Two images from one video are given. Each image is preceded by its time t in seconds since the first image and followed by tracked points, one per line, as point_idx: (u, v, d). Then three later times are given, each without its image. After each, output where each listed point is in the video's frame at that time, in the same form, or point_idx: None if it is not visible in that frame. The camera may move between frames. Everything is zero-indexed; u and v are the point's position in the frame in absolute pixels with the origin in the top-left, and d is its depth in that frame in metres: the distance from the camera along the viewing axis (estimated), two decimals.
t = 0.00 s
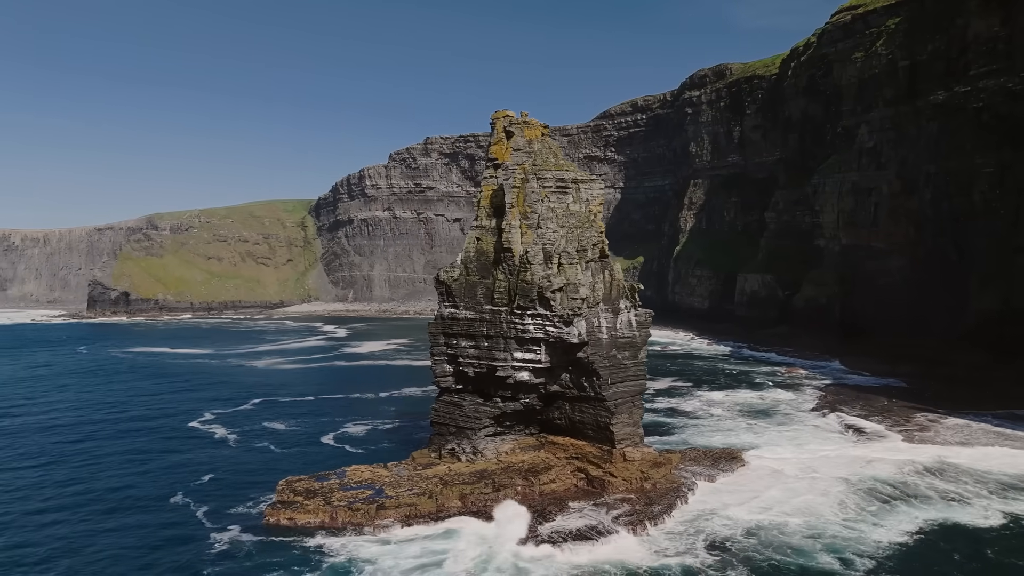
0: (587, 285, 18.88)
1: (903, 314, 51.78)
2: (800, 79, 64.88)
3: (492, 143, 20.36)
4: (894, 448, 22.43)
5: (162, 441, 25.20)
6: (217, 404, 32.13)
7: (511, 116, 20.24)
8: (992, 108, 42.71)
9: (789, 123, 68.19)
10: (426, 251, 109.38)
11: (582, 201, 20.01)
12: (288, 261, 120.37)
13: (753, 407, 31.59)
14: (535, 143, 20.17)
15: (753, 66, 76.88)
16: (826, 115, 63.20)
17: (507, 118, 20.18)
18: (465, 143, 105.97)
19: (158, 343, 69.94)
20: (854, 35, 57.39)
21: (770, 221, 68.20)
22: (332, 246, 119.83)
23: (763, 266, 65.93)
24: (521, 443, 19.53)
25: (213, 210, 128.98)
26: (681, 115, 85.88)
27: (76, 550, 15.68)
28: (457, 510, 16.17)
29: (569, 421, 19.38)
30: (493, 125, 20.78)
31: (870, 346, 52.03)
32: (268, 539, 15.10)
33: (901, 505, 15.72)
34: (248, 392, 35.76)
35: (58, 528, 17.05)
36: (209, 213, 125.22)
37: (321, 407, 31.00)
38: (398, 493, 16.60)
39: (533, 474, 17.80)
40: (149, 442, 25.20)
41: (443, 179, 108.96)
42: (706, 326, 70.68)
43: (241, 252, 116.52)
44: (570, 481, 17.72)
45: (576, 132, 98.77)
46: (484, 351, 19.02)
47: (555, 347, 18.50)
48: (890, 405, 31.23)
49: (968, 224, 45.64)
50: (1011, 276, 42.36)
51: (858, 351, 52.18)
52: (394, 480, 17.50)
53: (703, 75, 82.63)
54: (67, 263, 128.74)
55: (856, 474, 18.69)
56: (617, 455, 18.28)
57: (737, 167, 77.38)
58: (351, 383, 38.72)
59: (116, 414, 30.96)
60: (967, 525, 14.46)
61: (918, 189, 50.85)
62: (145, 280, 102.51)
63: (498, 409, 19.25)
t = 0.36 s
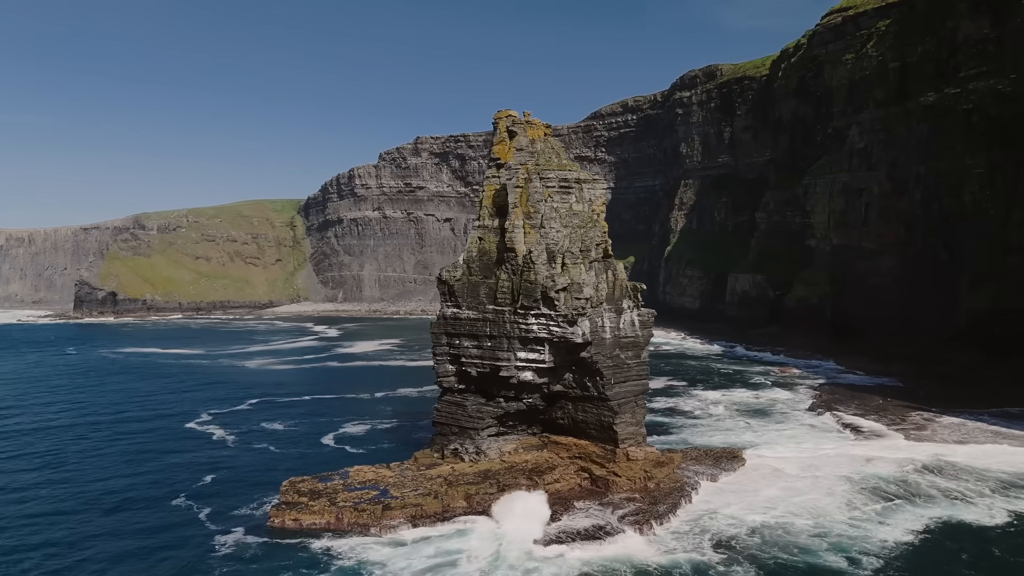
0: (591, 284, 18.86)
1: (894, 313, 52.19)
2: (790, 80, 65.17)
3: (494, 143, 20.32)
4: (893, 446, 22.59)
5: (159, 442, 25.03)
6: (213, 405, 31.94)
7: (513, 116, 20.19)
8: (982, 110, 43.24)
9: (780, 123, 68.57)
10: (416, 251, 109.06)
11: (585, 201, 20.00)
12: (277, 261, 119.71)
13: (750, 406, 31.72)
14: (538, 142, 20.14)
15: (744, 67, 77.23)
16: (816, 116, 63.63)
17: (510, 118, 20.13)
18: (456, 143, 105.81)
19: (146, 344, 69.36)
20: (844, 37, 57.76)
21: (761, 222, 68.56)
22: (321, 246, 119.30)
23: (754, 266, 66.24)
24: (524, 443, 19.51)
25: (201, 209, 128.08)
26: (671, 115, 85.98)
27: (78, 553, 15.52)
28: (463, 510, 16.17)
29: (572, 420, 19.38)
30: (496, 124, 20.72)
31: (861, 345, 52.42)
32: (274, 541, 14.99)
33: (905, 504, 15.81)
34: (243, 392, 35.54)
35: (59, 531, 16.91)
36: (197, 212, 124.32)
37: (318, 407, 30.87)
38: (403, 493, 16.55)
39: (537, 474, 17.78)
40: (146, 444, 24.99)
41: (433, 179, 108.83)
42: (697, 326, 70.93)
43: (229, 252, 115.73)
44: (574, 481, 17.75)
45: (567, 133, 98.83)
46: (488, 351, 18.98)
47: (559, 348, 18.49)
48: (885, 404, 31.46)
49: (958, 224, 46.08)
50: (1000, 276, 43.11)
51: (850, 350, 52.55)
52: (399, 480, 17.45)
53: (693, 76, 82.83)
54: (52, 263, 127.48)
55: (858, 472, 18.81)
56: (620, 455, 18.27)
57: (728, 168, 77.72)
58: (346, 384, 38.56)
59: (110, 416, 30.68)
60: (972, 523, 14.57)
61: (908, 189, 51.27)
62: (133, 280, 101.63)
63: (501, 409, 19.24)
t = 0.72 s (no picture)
0: (595, 284, 18.85)
1: (884, 313, 52.60)
2: (780, 81, 65.41)
3: (497, 143, 20.26)
4: (892, 445, 22.78)
5: (157, 444, 24.88)
6: (208, 405, 31.78)
7: (516, 116, 20.12)
8: (972, 111, 43.65)
9: (770, 124, 68.96)
10: (407, 251, 108.78)
11: (588, 201, 19.94)
12: (266, 261, 119.02)
13: (746, 405, 31.89)
14: (541, 142, 20.09)
15: (734, 68, 77.59)
16: (807, 117, 63.98)
17: (513, 117, 20.05)
18: (446, 143, 105.68)
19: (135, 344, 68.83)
20: (834, 38, 58.14)
21: (752, 222, 68.92)
22: (310, 246, 118.84)
23: (745, 266, 66.57)
24: (527, 443, 19.50)
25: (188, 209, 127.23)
26: (661, 116, 85.84)
27: (83, 556, 15.41)
28: (469, 510, 16.12)
29: (575, 420, 19.37)
30: (498, 124, 20.63)
31: (853, 345, 52.79)
32: (281, 544, 14.89)
33: (909, 502, 15.92)
34: (238, 393, 35.36)
35: (61, 534, 16.79)
36: (185, 212, 123.50)
37: (315, 407, 30.78)
38: (409, 493, 16.50)
39: (541, 474, 17.77)
40: (144, 445, 24.82)
41: (423, 179, 108.76)
42: (688, 326, 71.19)
43: (217, 251, 114.98)
44: (578, 481, 17.76)
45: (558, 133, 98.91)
46: (491, 351, 18.95)
47: (563, 347, 18.48)
48: (880, 403, 31.73)
49: (948, 225, 46.52)
50: (990, 276, 43.58)
51: (841, 350, 52.93)
52: (403, 480, 17.39)
53: (683, 77, 82.96)
54: (38, 262, 126.30)
55: (859, 471, 18.94)
56: (624, 455, 18.29)
57: (718, 168, 78.08)
58: (342, 384, 38.43)
59: (105, 417, 30.46)
60: (977, 522, 14.69)
61: (898, 190, 51.68)
62: (120, 280, 100.81)
63: (504, 409, 19.20)
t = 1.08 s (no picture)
0: (599, 284, 18.83)
1: (875, 313, 53.00)
2: (771, 82, 65.69)
3: (500, 142, 20.26)
4: (891, 444, 22.95)
5: (155, 445, 24.69)
6: (205, 405, 31.58)
7: (520, 115, 20.08)
8: (962, 112, 44.06)
9: (760, 125, 69.36)
10: (397, 251, 108.50)
11: (592, 201, 19.90)
12: (254, 260, 118.30)
13: (743, 404, 32.05)
14: (544, 142, 20.08)
15: (725, 69, 77.94)
16: (797, 117, 64.35)
17: (516, 117, 20.02)
18: (436, 143, 105.64)
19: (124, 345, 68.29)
20: (826, 40, 58.51)
21: (743, 222, 69.31)
22: (300, 245, 118.35)
23: (736, 266, 66.94)
24: (530, 443, 19.50)
25: (176, 208, 126.31)
26: (652, 116, 86.24)
27: (88, 560, 15.29)
28: (476, 510, 16.11)
29: (578, 420, 19.37)
30: (502, 124, 20.60)
31: (844, 344, 53.14)
32: (288, 546, 14.80)
33: (912, 501, 16.04)
34: (233, 393, 35.12)
35: (63, 537, 16.63)
36: (173, 211, 122.57)
37: (313, 407, 30.65)
38: (415, 494, 16.45)
39: (546, 473, 17.77)
40: (143, 446, 24.65)
41: (413, 179, 108.63)
42: (680, 326, 71.44)
43: (205, 251, 114.22)
44: (583, 480, 17.78)
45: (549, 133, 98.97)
46: (495, 350, 18.93)
47: (567, 347, 18.49)
48: (875, 402, 31.97)
49: (938, 225, 46.94)
50: (980, 277, 43.96)
51: (833, 350, 53.27)
52: (408, 481, 17.33)
53: (674, 77, 83.11)
54: (23, 263, 125.07)
55: (861, 469, 19.07)
56: (628, 454, 18.32)
57: (709, 169, 78.42)
58: (337, 384, 38.26)
59: (100, 418, 30.18)
60: (982, 521, 14.82)
61: (889, 190, 52.06)
62: (107, 280, 99.98)
63: (508, 409, 19.19)
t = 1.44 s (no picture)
0: (604, 284, 18.84)
1: (867, 312, 53.35)
2: (763, 83, 65.97)
3: (503, 142, 20.25)
4: (890, 442, 23.09)
5: (154, 446, 24.57)
6: (202, 406, 31.41)
7: (523, 115, 20.07)
8: (954, 113, 44.40)
9: (752, 125, 69.65)
10: (388, 250, 108.21)
11: (596, 201, 19.88)
12: (244, 260, 117.64)
13: (741, 403, 32.15)
14: (548, 142, 20.09)
15: (717, 69, 78.15)
16: (789, 118, 64.67)
17: (519, 117, 20.00)
18: (427, 142, 105.55)
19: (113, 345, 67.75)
20: (817, 41, 58.79)
21: (734, 222, 69.65)
22: (290, 245, 117.84)
23: (728, 266, 67.25)
24: (534, 443, 19.50)
25: (164, 207, 125.42)
26: (644, 117, 86.29)
27: (93, 564, 15.17)
28: (482, 510, 16.09)
29: (582, 419, 19.39)
30: (504, 124, 20.57)
31: (837, 344, 53.45)
32: (294, 547, 14.72)
33: (916, 500, 16.12)
34: (228, 394, 34.88)
35: (66, 541, 16.53)
36: (161, 210, 121.67)
37: (311, 407, 30.53)
38: (421, 494, 16.41)
39: (551, 473, 17.79)
40: (141, 448, 24.48)
41: (404, 178, 108.43)
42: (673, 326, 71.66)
43: (195, 251, 113.50)
44: (587, 480, 17.80)
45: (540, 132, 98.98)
46: (499, 350, 18.92)
47: (571, 347, 18.51)
48: (871, 401, 32.16)
49: (930, 225, 47.30)
50: (972, 276, 44.32)
51: (826, 349, 53.57)
52: (413, 481, 17.28)
53: (666, 77, 83.13)
54: (9, 262, 123.82)
55: (863, 467, 19.16)
56: (632, 453, 18.33)
57: (700, 169, 78.69)
58: (333, 384, 38.09)
59: (95, 420, 29.93)
60: (986, 519, 14.92)
61: (881, 191, 52.41)
62: (95, 280, 99.19)
63: (512, 408, 19.19)
